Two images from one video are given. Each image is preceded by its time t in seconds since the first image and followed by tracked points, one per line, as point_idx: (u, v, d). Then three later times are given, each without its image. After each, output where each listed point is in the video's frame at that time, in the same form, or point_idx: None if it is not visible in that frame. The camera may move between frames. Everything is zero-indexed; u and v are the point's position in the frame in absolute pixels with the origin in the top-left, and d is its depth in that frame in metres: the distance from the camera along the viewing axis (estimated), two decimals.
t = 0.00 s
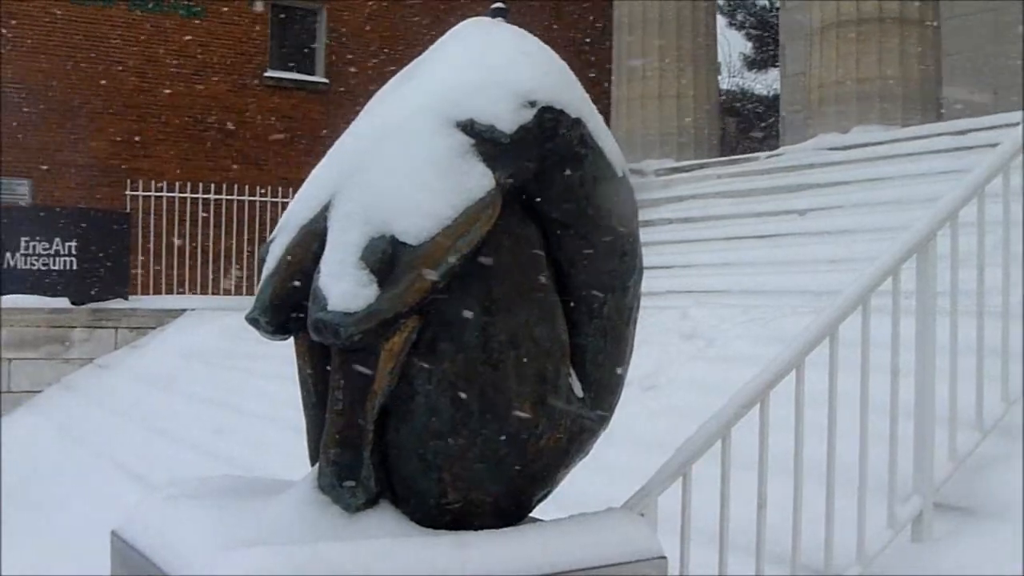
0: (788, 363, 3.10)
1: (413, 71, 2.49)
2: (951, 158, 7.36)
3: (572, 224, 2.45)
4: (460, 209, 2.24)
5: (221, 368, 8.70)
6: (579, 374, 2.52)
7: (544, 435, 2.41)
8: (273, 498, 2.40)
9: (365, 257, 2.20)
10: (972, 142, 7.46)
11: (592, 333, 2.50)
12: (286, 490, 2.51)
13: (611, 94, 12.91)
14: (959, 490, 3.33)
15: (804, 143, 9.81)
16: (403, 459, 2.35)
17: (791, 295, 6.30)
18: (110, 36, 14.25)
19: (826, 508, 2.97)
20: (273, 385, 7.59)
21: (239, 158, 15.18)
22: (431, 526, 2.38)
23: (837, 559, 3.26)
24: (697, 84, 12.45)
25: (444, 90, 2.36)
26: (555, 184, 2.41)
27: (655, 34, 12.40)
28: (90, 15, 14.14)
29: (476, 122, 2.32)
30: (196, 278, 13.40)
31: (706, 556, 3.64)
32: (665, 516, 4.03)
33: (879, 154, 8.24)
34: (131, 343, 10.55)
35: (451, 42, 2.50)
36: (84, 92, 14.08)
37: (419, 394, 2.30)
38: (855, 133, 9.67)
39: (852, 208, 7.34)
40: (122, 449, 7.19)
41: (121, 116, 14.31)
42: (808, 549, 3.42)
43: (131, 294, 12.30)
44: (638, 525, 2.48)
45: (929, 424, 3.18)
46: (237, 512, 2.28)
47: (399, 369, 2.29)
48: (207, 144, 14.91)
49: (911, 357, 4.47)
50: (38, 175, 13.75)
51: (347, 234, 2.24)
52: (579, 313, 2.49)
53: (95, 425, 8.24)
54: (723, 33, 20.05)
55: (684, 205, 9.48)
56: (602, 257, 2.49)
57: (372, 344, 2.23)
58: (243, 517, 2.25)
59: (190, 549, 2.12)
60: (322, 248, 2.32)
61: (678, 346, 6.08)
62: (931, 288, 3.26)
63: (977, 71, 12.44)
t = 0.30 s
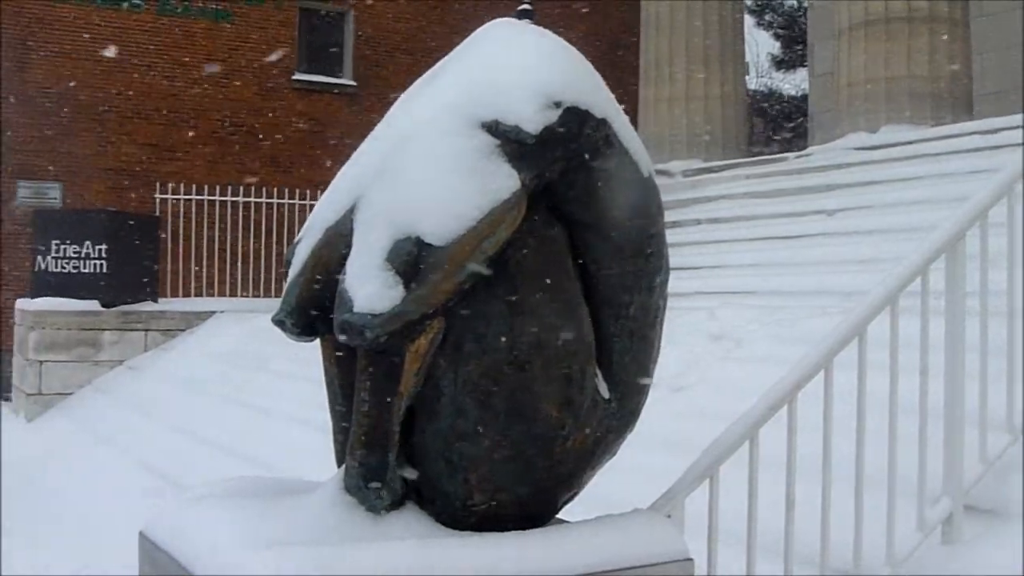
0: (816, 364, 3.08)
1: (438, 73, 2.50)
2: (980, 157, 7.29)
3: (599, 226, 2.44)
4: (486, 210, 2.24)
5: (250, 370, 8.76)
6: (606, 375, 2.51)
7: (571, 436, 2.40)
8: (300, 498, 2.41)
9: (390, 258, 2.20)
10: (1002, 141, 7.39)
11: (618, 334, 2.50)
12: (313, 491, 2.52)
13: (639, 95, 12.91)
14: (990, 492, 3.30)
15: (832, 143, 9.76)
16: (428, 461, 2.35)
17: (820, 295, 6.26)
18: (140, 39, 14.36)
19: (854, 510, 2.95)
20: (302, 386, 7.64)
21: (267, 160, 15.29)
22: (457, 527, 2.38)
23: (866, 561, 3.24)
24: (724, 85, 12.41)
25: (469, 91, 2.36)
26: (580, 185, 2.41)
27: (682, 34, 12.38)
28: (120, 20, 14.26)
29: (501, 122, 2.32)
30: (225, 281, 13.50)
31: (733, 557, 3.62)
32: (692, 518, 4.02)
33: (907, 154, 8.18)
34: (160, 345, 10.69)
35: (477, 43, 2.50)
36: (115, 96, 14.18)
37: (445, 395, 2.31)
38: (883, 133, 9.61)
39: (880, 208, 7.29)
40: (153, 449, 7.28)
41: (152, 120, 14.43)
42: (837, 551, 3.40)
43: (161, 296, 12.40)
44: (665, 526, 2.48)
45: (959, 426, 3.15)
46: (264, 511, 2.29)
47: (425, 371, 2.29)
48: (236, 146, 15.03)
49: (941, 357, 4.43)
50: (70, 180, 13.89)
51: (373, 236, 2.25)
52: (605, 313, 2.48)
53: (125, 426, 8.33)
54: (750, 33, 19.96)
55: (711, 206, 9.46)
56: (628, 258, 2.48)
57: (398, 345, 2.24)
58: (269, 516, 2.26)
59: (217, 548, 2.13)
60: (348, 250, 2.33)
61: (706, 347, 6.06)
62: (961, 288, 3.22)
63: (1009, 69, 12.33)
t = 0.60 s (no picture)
0: (845, 361, 3.06)
1: (465, 69, 2.50)
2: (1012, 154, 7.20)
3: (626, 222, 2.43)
4: (512, 207, 2.24)
5: (279, 367, 8.82)
6: (633, 372, 2.51)
7: (598, 434, 2.40)
8: (327, 496, 2.41)
9: (418, 255, 2.21)
10: None
11: (645, 331, 2.49)
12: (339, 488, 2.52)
13: (667, 92, 12.91)
14: None
15: (861, 140, 9.68)
16: (455, 458, 2.35)
17: (849, 293, 6.21)
18: (170, 38, 14.45)
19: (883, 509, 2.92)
20: (331, 384, 7.67)
21: (294, 159, 15.37)
22: (484, 525, 2.38)
23: (895, 560, 3.21)
24: (754, 81, 12.36)
25: (495, 87, 2.36)
26: (604, 182, 2.40)
27: (709, 30, 12.34)
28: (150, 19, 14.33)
29: (527, 119, 2.32)
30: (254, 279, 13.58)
31: (761, 555, 3.60)
32: (721, 516, 4.01)
33: (937, 150, 8.10)
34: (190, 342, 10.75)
35: (503, 39, 2.50)
36: (144, 95, 14.26)
37: (472, 392, 2.31)
38: (914, 129, 9.52)
39: (910, 205, 7.23)
40: (183, 447, 7.29)
41: (181, 119, 14.51)
42: (866, 550, 3.37)
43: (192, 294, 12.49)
44: (692, 524, 2.46)
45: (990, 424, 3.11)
46: (291, 509, 2.30)
47: (452, 368, 2.30)
48: (263, 145, 15.12)
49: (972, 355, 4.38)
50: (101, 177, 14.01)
51: (399, 233, 2.26)
52: (633, 310, 2.47)
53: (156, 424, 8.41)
54: (780, 29, 19.85)
55: (740, 203, 9.42)
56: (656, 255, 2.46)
57: (425, 341, 2.24)
58: (296, 514, 2.27)
59: (244, 545, 2.14)
60: (375, 247, 2.33)
61: (735, 344, 6.03)
62: (993, 286, 3.17)
63: None
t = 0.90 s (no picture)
0: (874, 360, 3.04)
1: (492, 66, 2.50)
2: None
3: (655, 220, 2.42)
4: (539, 205, 2.23)
5: (307, 366, 8.86)
6: (661, 370, 2.50)
7: (625, 432, 2.39)
8: (356, 493, 2.42)
9: (445, 253, 2.21)
10: None
11: (674, 329, 2.48)
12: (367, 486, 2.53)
13: (695, 90, 12.83)
14: None
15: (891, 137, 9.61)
16: (483, 456, 2.36)
17: (879, 291, 6.15)
18: (199, 37, 14.54)
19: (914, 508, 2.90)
20: (357, 382, 7.70)
21: (322, 157, 15.43)
22: (512, 523, 2.38)
23: (925, 560, 3.18)
24: (783, 78, 12.29)
25: (523, 85, 2.36)
26: (633, 180, 2.40)
27: (737, 27, 12.29)
28: (180, 19, 14.44)
29: (555, 116, 2.31)
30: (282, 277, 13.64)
31: (790, 554, 3.59)
32: (749, 515, 3.99)
33: (968, 146, 8.03)
34: (218, 340, 10.81)
35: (530, 36, 2.50)
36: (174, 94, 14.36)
37: (500, 390, 2.31)
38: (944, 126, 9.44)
39: (940, 202, 7.17)
40: (212, 446, 7.29)
41: (211, 118, 14.59)
42: (895, 550, 3.34)
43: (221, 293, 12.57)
44: (719, 523, 2.46)
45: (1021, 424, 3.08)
46: (319, 506, 2.31)
47: (480, 366, 2.30)
48: (292, 143, 15.17)
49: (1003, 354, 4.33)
50: (130, 177, 14.06)
51: (426, 231, 2.26)
52: (661, 308, 2.47)
53: (185, 420, 8.48)
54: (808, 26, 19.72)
55: (768, 201, 9.38)
56: (684, 252, 2.46)
57: (452, 339, 2.24)
58: (323, 512, 2.28)
59: (273, 542, 2.15)
60: (402, 245, 2.34)
61: (763, 342, 6.01)
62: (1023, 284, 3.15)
63: None
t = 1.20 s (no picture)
0: (906, 362, 3.01)
1: (521, 70, 2.50)
2: None
3: (685, 223, 2.42)
4: (568, 208, 2.23)
5: (337, 368, 8.89)
6: (692, 373, 2.49)
7: (656, 435, 2.38)
8: (385, 496, 2.42)
9: (475, 256, 2.21)
10: None
11: (704, 332, 2.47)
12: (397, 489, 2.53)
13: (725, 91, 12.77)
14: None
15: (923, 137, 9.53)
16: (513, 459, 2.35)
17: (913, 292, 6.08)
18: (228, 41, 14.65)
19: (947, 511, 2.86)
20: (386, 384, 7.72)
21: (352, 159, 15.47)
22: (543, 526, 2.38)
23: (959, 564, 3.14)
24: (813, 79, 12.22)
25: (552, 86, 2.36)
26: (662, 182, 2.39)
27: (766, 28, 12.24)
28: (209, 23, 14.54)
29: (584, 119, 2.31)
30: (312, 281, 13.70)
31: (822, 557, 3.56)
32: (780, 518, 3.97)
33: (1001, 146, 7.95)
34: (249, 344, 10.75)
35: (558, 38, 2.50)
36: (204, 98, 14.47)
37: (530, 393, 2.30)
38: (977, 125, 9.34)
39: (972, 202, 7.09)
40: (243, 450, 7.31)
41: (240, 121, 14.69)
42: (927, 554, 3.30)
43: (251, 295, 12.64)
44: (751, 527, 2.44)
45: None
46: (349, 510, 2.32)
47: (510, 369, 2.29)
48: (322, 145, 15.22)
49: None
50: (161, 180, 14.17)
51: (456, 233, 2.26)
52: (692, 311, 2.46)
53: (215, 423, 8.54)
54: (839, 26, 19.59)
55: (798, 202, 9.32)
56: (714, 254, 2.45)
57: (483, 342, 2.24)
58: (353, 515, 2.28)
59: (303, 546, 2.16)
60: (431, 248, 2.34)
61: (794, 344, 5.97)
62: None
63: None
